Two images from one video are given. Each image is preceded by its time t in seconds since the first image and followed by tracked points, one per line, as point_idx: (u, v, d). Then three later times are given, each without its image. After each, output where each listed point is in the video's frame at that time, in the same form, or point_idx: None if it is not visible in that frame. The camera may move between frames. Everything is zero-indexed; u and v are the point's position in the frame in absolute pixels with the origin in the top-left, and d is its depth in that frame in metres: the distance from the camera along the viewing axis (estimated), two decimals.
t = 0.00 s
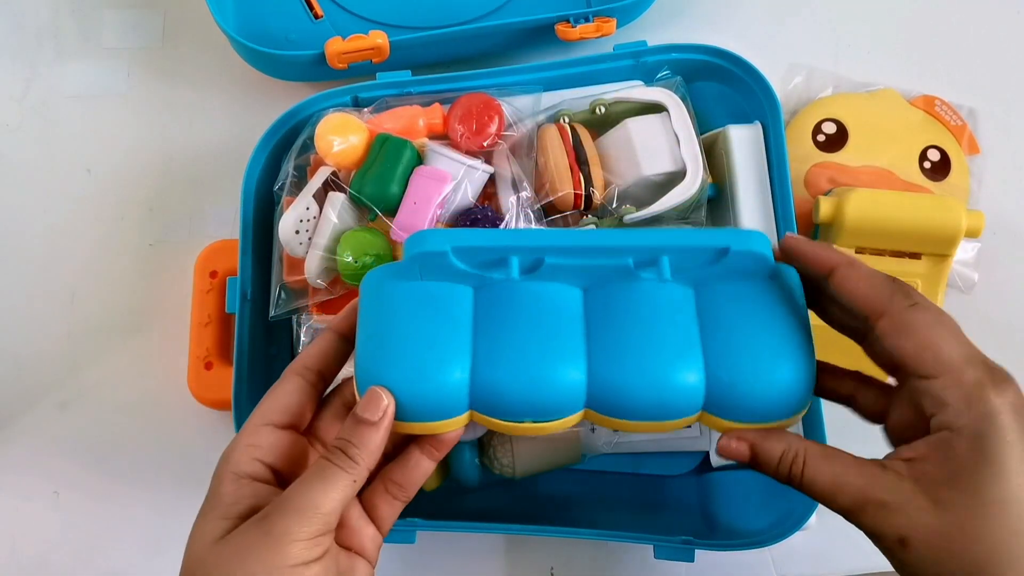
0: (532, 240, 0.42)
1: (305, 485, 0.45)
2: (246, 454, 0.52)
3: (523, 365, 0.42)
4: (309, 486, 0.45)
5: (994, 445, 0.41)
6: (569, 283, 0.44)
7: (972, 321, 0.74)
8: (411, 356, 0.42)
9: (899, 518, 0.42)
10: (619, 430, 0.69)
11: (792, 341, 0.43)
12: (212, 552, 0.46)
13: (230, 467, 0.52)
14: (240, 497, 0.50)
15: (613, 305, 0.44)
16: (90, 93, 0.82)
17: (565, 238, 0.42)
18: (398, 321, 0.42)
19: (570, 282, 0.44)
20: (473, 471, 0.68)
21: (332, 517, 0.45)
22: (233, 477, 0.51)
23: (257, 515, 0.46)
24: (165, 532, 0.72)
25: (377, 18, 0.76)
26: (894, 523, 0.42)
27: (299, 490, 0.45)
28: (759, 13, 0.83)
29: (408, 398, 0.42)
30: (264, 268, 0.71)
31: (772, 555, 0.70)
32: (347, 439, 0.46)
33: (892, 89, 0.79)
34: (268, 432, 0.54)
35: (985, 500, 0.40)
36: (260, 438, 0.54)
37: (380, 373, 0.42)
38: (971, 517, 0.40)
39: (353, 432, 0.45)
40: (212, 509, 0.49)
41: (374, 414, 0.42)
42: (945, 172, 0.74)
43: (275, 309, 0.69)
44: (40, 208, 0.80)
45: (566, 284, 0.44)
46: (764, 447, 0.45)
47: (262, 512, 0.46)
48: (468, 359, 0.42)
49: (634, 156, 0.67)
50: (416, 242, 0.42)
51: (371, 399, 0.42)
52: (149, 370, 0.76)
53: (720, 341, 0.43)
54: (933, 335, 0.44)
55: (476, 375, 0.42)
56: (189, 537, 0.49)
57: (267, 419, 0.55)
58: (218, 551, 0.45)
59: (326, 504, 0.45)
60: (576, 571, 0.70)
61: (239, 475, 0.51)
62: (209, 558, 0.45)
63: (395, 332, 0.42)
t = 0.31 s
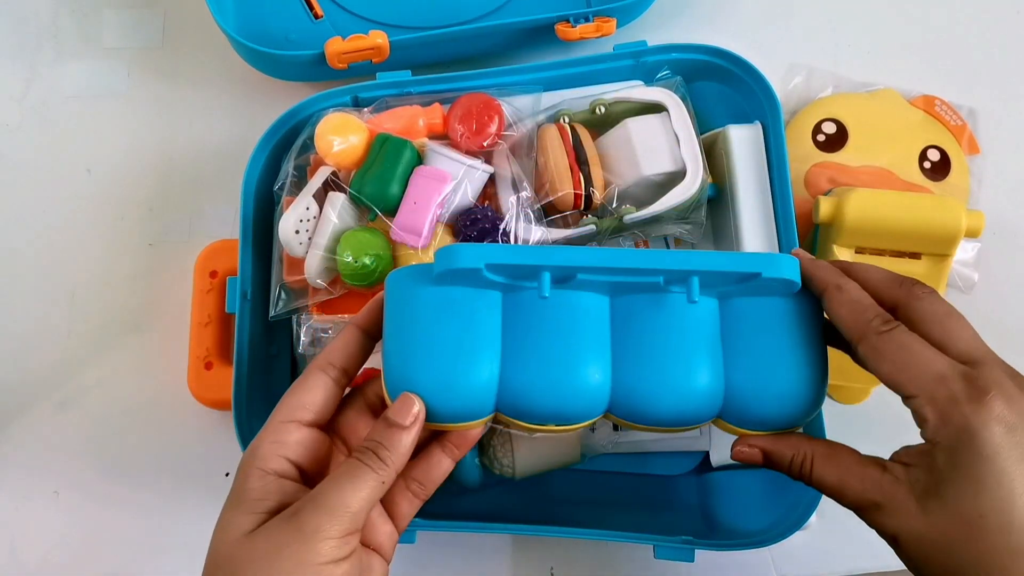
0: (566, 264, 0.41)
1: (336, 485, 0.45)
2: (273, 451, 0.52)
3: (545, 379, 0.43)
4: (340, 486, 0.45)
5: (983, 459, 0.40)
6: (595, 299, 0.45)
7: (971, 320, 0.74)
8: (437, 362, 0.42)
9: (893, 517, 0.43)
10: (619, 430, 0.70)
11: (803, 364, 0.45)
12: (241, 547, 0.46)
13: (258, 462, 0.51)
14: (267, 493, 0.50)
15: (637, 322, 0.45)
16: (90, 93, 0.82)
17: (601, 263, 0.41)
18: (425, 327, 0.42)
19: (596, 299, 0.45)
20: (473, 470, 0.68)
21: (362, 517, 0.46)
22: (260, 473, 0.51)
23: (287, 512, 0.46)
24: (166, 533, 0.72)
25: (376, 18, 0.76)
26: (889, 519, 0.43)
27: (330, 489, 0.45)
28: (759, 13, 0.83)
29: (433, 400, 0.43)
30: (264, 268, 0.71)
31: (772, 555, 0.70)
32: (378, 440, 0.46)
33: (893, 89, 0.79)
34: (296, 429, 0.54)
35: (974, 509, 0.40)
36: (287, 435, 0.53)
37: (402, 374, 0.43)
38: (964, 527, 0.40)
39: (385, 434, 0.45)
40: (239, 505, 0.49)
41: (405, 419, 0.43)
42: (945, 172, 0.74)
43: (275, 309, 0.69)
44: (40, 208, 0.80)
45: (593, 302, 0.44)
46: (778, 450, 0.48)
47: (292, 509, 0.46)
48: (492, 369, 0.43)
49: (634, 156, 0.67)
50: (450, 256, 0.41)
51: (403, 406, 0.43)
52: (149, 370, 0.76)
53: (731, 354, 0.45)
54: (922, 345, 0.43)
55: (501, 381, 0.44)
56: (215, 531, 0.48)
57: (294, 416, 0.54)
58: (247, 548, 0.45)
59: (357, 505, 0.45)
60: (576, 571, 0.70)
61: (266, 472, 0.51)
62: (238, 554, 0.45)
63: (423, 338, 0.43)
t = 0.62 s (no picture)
0: (733, 147, 0.41)
1: (304, 490, 0.44)
2: (229, 454, 0.50)
3: (675, 257, 0.43)
4: (309, 490, 0.44)
5: None
6: (725, 185, 0.44)
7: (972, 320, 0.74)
8: (579, 198, 0.42)
9: (958, 476, 0.41)
10: (619, 430, 0.72)
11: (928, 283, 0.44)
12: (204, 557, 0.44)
13: (209, 465, 0.49)
14: (222, 497, 0.47)
15: (772, 227, 0.44)
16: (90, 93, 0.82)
17: (755, 152, 0.41)
18: (557, 170, 0.43)
19: (730, 191, 0.44)
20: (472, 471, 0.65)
21: (331, 519, 0.45)
22: (215, 476, 0.48)
23: (254, 518, 0.45)
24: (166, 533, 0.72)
25: (376, 18, 0.76)
26: (953, 479, 0.41)
27: (298, 494, 0.44)
28: (760, 13, 0.82)
29: (542, 232, 0.45)
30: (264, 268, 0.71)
31: (773, 556, 0.70)
32: (354, 437, 0.47)
33: (893, 89, 0.79)
34: (252, 429, 0.52)
35: None
36: (243, 436, 0.51)
37: (530, 208, 0.44)
38: None
39: (360, 431, 0.47)
40: (196, 510, 0.47)
41: (377, 411, 0.47)
42: (945, 172, 0.74)
43: (276, 309, 0.69)
44: (40, 208, 0.80)
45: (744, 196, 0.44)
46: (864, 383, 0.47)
47: (259, 515, 0.45)
48: (613, 237, 0.43)
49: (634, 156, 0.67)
50: (612, 106, 0.43)
51: (377, 399, 0.48)
52: (149, 369, 0.76)
53: (863, 292, 0.44)
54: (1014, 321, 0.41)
55: (621, 249, 0.45)
56: (173, 541, 0.47)
57: (248, 416, 0.52)
58: (212, 558, 0.44)
59: (326, 506, 0.45)
60: (576, 571, 0.70)
61: (219, 475, 0.49)
62: (204, 564, 0.44)
63: (553, 179, 0.43)
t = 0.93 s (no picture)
0: (959, 75, 0.56)
1: (202, 511, 0.46)
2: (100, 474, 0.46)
3: (863, 144, 0.60)
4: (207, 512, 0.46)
5: None
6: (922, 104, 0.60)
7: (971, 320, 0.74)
8: (827, 74, 0.60)
9: (1005, 414, 0.57)
10: (619, 431, 0.72)
11: None
12: None
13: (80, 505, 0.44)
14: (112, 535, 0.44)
15: (938, 168, 0.59)
16: (89, 93, 0.82)
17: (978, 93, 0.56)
18: (812, 51, 0.60)
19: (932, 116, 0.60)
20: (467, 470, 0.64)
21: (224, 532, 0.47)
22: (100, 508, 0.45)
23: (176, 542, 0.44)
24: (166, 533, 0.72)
25: (376, 18, 0.76)
26: (997, 416, 0.57)
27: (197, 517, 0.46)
28: (761, 13, 0.82)
29: (785, 86, 0.62)
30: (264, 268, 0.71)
31: (773, 556, 0.70)
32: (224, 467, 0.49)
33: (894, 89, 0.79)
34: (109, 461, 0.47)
35: None
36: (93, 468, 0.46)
37: (775, 60, 0.62)
38: None
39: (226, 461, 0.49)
40: (75, 549, 0.43)
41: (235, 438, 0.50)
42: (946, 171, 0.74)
43: (276, 309, 0.70)
44: (39, 208, 0.80)
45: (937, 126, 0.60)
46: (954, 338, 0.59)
47: (177, 542, 0.44)
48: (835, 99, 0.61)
49: (634, 156, 0.67)
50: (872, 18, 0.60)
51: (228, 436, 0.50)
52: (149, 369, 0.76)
53: (935, 237, 0.58)
54: None
55: (829, 114, 0.61)
56: None
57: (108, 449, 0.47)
58: None
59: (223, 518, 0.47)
60: (576, 571, 0.70)
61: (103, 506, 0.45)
62: None
63: (804, 49, 0.61)
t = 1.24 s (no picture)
0: (943, 68, 0.67)
1: (293, 512, 0.50)
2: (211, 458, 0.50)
3: (857, 116, 0.68)
4: (298, 515, 0.50)
5: None
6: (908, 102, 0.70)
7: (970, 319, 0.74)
8: (825, 68, 0.72)
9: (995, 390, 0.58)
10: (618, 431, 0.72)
11: None
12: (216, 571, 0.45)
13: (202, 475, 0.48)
14: (203, 515, 0.46)
15: (942, 146, 0.66)
16: (89, 93, 0.82)
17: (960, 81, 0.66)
18: (810, 59, 0.73)
19: (924, 107, 0.69)
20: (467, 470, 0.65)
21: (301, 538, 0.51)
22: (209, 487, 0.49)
23: (265, 533, 0.48)
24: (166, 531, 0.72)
25: (376, 18, 0.76)
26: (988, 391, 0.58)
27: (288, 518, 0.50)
28: (761, 13, 0.82)
29: (785, 81, 0.74)
30: (264, 268, 0.72)
31: (773, 555, 0.70)
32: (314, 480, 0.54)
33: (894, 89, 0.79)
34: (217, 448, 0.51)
35: None
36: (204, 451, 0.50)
37: (780, 68, 0.75)
38: None
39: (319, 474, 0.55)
40: (179, 525, 0.45)
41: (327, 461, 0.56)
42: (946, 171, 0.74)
43: (277, 308, 0.70)
44: (40, 208, 0.80)
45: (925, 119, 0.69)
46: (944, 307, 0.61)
47: (268, 533, 0.48)
48: (830, 89, 0.71)
49: (634, 156, 0.67)
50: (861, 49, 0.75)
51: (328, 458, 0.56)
52: (149, 368, 0.76)
53: (936, 199, 0.63)
54: None
55: (835, 97, 0.70)
56: (149, 552, 0.44)
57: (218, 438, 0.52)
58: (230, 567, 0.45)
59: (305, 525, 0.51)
60: (576, 570, 0.70)
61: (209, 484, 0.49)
62: None
63: (810, 56, 0.74)
